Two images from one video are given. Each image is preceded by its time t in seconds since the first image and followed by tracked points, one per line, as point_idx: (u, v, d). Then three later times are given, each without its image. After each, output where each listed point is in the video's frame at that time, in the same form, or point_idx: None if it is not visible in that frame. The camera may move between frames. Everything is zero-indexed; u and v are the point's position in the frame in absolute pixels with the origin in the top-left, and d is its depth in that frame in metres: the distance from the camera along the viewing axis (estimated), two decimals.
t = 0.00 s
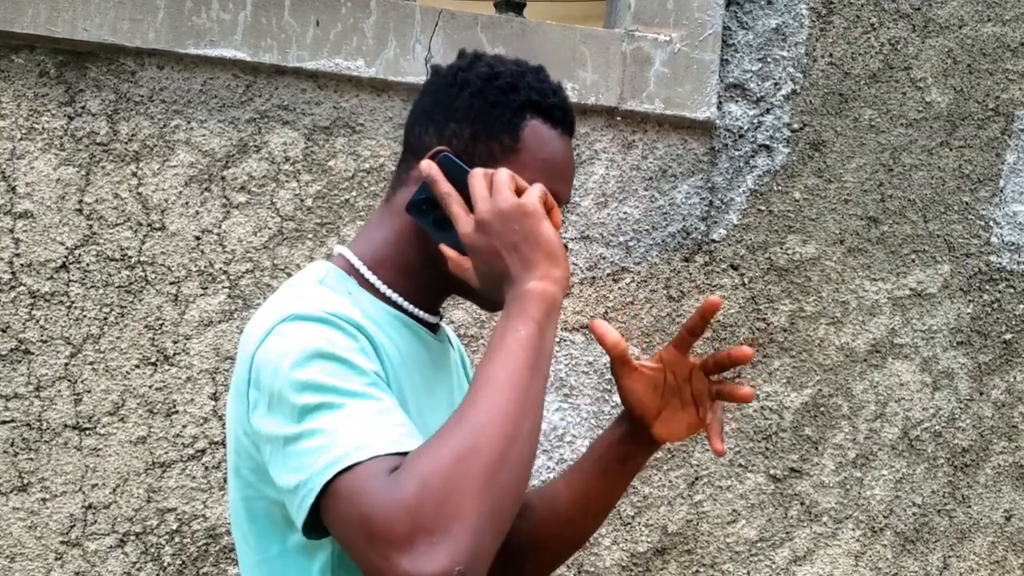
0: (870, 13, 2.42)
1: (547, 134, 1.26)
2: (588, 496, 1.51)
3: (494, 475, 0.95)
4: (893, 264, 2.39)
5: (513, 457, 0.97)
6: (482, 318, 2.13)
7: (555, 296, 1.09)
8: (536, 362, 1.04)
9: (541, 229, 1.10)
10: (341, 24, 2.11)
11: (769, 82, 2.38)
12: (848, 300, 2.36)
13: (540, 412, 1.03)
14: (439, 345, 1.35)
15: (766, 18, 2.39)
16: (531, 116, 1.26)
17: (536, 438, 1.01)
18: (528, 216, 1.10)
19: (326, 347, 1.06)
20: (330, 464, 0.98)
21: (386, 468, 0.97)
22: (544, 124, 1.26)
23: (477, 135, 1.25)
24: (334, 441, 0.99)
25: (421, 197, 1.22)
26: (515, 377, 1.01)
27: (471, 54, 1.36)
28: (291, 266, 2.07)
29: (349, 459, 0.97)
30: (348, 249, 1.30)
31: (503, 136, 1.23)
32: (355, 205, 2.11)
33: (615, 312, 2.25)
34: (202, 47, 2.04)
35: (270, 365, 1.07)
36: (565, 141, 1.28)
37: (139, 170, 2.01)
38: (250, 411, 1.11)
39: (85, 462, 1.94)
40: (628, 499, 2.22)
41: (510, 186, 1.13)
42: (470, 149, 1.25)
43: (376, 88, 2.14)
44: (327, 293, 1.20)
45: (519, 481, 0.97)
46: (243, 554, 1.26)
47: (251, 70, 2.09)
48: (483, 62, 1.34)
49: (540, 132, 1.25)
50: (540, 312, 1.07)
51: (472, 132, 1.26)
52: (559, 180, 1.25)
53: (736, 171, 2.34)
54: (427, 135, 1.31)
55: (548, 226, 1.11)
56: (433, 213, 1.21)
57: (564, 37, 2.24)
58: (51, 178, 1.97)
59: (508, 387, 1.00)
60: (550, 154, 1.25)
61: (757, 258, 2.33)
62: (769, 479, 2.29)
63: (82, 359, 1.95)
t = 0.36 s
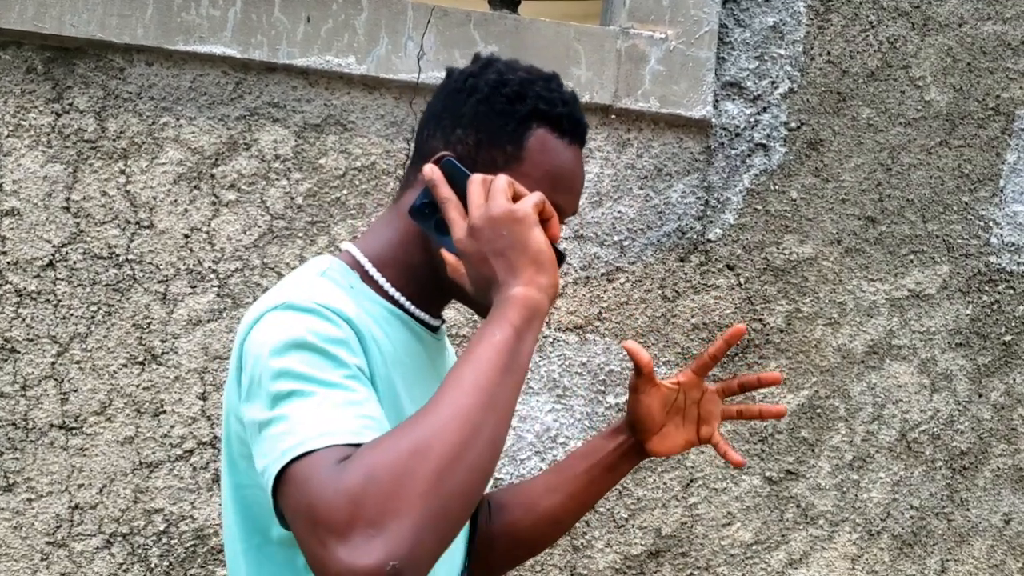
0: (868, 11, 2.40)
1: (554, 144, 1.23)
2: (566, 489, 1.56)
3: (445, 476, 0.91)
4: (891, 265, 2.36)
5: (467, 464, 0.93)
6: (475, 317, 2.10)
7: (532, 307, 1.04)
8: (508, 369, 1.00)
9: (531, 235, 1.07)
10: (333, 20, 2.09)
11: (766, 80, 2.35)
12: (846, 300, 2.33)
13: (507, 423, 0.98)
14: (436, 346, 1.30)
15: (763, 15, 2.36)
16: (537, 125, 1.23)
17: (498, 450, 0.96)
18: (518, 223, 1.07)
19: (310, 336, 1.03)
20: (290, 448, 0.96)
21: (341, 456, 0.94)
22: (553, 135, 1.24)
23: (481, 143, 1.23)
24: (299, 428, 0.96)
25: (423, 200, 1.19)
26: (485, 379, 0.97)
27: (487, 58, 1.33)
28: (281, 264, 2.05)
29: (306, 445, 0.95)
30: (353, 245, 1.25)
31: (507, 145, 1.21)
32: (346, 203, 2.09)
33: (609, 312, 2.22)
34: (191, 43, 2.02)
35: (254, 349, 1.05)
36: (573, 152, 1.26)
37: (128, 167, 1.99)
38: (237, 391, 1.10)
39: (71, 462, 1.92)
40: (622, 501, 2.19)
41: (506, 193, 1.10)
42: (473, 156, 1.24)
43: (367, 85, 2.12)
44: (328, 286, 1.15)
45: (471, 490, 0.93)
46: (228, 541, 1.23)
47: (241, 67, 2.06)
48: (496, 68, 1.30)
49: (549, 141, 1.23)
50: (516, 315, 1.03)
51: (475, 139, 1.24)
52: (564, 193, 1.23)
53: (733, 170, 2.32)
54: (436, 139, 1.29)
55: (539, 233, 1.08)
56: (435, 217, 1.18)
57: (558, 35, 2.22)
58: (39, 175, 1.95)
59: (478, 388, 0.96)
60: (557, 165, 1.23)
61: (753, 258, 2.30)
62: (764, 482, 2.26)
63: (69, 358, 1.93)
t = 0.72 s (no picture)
0: (869, 5, 2.37)
1: (524, 111, 1.23)
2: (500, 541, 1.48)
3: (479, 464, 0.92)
4: (892, 262, 2.33)
5: (497, 450, 0.94)
6: (469, 314, 2.08)
7: (539, 289, 1.07)
8: (523, 355, 1.02)
9: (532, 216, 1.09)
10: (326, 14, 2.07)
11: (765, 75, 2.32)
12: (845, 297, 2.30)
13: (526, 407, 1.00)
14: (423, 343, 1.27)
15: (763, 10, 2.34)
16: (507, 95, 1.22)
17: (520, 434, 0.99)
18: (518, 204, 1.09)
19: (302, 336, 1.02)
20: (312, 455, 0.94)
21: (371, 458, 0.93)
22: (523, 102, 1.23)
23: (457, 121, 1.20)
24: (316, 433, 0.95)
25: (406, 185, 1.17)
26: (500, 367, 0.99)
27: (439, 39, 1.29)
28: (273, 260, 2.03)
29: (329, 452, 0.93)
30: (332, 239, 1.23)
31: (484, 118, 1.19)
32: (340, 198, 2.07)
33: (605, 309, 2.20)
34: (183, 36, 2.00)
35: (243, 360, 1.01)
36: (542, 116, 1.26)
37: (119, 162, 1.98)
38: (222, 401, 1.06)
39: (61, 458, 1.91)
40: (618, 499, 2.17)
41: (500, 172, 1.12)
42: (452, 133, 1.20)
43: (361, 79, 2.10)
44: (305, 282, 1.14)
45: (502, 477, 0.95)
46: (207, 544, 1.19)
47: (234, 60, 2.05)
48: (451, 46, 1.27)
49: (520, 110, 1.22)
50: (525, 301, 1.05)
51: (452, 117, 1.20)
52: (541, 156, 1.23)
53: (731, 166, 2.29)
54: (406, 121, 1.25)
55: (539, 213, 1.11)
56: (420, 199, 1.16)
57: (555, 28, 2.19)
58: (29, 169, 1.94)
59: (494, 376, 0.98)
60: (530, 131, 1.23)
61: (752, 255, 2.27)
62: (762, 481, 2.24)
63: (59, 353, 1.92)
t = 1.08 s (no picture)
0: None
1: (486, 96, 1.17)
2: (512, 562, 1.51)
3: (448, 495, 0.96)
4: (895, 255, 2.30)
5: (461, 477, 0.97)
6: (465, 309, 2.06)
7: (485, 296, 1.06)
8: (478, 373, 1.04)
9: (471, 212, 1.07)
10: (320, 6, 2.04)
11: (765, 66, 2.29)
12: (848, 291, 2.27)
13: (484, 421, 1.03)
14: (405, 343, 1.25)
15: None
16: (465, 81, 1.17)
17: (481, 451, 1.02)
18: (457, 199, 1.07)
19: (280, 356, 1.02)
20: (286, 492, 0.96)
21: (342, 502, 0.95)
22: (484, 87, 1.17)
23: (414, 113, 1.19)
24: (294, 469, 0.96)
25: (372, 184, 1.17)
26: (455, 392, 1.00)
27: (408, 29, 1.30)
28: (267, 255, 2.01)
29: (303, 490, 0.95)
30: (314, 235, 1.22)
31: (439, 109, 1.17)
32: (334, 192, 2.05)
33: (603, 304, 2.17)
34: (175, 30, 1.98)
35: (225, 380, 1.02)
36: (511, 100, 1.19)
37: (111, 156, 1.96)
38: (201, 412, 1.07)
39: (53, 456, 1.89)
40: (617, 497, 2.14)
41: (443, 166, 1.10)
42: (411, 129, 1.20)
43: (355, 72, 2.08)
44: (289, 286, 1.12)
45: (469, 501, 0.98)
46: (188, 535, 1.21)
47: (226, 54, 2.02)
48: (415, 36, 1.27)
49: (480, 96, 1.17)
50: (480, 319, 1.06)
51: (408, 111, 1.20)
52: (508, 142, 1.16)
53: (731, 159, 2.26)
54: (373, 119, 1.27)
55: (479, 209, 1.08)
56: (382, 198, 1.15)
57: (551, 20, 2.17)
58: (20, 164, 1.92)
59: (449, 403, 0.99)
60: (493, 116, 1.16)
61: (753, 248, 2.24)
62: (763, 477, 2.21)
63: (51, 350, 1.90)
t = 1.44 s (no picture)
0: None
1: (482, 89, 1.12)
2: None
3: (402, 514, 0.84)
4: (922, 260, 2.24)
5: (423, 496, 0.85)
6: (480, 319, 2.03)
7: (484, 301, 0.97)
8: (463, 383, 0.92)
9: (483, 218, 1.00)
10: (331, 15, 2.02)
11: (786, 68, 2.24)
12: (873, 298, 2.21)
13: (469, 440, 0.91)
14: (400, 360, 1.20)
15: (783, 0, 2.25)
16: (460, 76, 1.13)
17: (459, 472, 0.89)
18: (471, 205, 1.00)
19: (240, 360, 0.94)
20: (227, 496, 0.88)
21: (287, 505, 0.86)
22: (479, 81, 1.12)
23: (408, 114, 1.13)
24: (237, 471, 0.88)
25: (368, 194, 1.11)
26: (438, 399, 0.90)
27: (385, 26, 1.23)
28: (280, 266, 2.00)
29: (243, 492, 0.87)
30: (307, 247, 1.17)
31: (434, 107, 1.11)
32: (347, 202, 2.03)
33: (621, 312, 2.13)
34: (187, 41, 1.97)
35: (179, 383, 0.95)
36: (508, 91, 1.14)
37: (124, 169, 1.95)
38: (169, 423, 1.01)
39: (69, 470, 1.89)
40: (636, 509, 2.10)
41: (455, 172, 1.03)
42: (405, 129, 1.14)
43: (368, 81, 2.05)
44: (270, 298, 1.07)
45: (429, 525, 0.86)
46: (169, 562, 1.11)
47: (238, 64, 2.01)
48: (396, 32, 1.21)
49: (476, 90, 1.12)
50: (468, 320, 0.96)
51: (401, 112, 1.15)
52: (510, 135, 1.11)
53: (751, 163, 2.21)
54: (362, 127, 1.21)
55: (491, 215, 1.00)
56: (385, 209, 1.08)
57: (566, 25, 2.13)
58: (34, 179, 1.92)
59: (430, 410, 0.89)
60: (492, 110, 1.11)
61: (774, 255, 2.19)
62: (787, 489, 2.15)
63: (66, 364, 1.90)
